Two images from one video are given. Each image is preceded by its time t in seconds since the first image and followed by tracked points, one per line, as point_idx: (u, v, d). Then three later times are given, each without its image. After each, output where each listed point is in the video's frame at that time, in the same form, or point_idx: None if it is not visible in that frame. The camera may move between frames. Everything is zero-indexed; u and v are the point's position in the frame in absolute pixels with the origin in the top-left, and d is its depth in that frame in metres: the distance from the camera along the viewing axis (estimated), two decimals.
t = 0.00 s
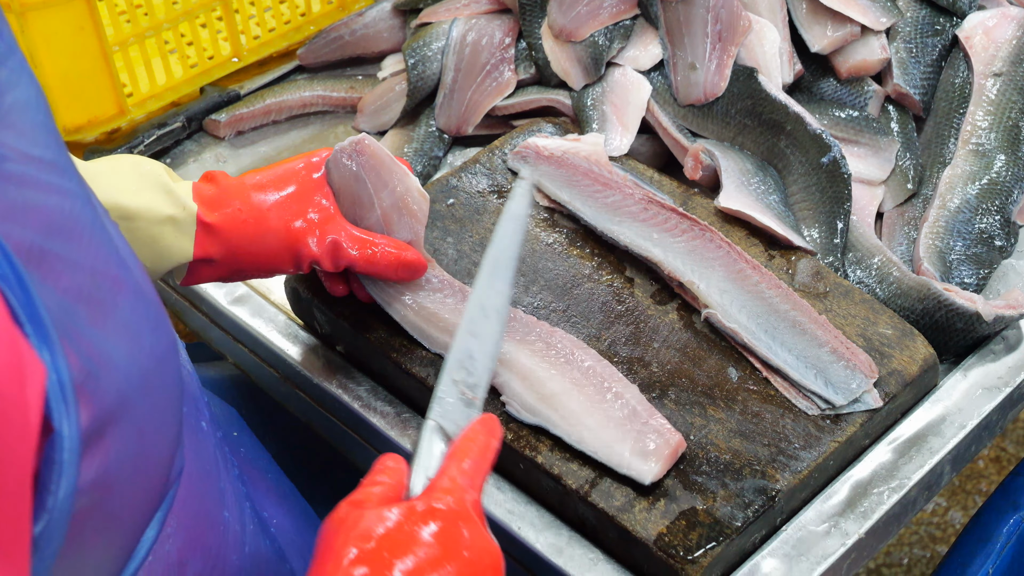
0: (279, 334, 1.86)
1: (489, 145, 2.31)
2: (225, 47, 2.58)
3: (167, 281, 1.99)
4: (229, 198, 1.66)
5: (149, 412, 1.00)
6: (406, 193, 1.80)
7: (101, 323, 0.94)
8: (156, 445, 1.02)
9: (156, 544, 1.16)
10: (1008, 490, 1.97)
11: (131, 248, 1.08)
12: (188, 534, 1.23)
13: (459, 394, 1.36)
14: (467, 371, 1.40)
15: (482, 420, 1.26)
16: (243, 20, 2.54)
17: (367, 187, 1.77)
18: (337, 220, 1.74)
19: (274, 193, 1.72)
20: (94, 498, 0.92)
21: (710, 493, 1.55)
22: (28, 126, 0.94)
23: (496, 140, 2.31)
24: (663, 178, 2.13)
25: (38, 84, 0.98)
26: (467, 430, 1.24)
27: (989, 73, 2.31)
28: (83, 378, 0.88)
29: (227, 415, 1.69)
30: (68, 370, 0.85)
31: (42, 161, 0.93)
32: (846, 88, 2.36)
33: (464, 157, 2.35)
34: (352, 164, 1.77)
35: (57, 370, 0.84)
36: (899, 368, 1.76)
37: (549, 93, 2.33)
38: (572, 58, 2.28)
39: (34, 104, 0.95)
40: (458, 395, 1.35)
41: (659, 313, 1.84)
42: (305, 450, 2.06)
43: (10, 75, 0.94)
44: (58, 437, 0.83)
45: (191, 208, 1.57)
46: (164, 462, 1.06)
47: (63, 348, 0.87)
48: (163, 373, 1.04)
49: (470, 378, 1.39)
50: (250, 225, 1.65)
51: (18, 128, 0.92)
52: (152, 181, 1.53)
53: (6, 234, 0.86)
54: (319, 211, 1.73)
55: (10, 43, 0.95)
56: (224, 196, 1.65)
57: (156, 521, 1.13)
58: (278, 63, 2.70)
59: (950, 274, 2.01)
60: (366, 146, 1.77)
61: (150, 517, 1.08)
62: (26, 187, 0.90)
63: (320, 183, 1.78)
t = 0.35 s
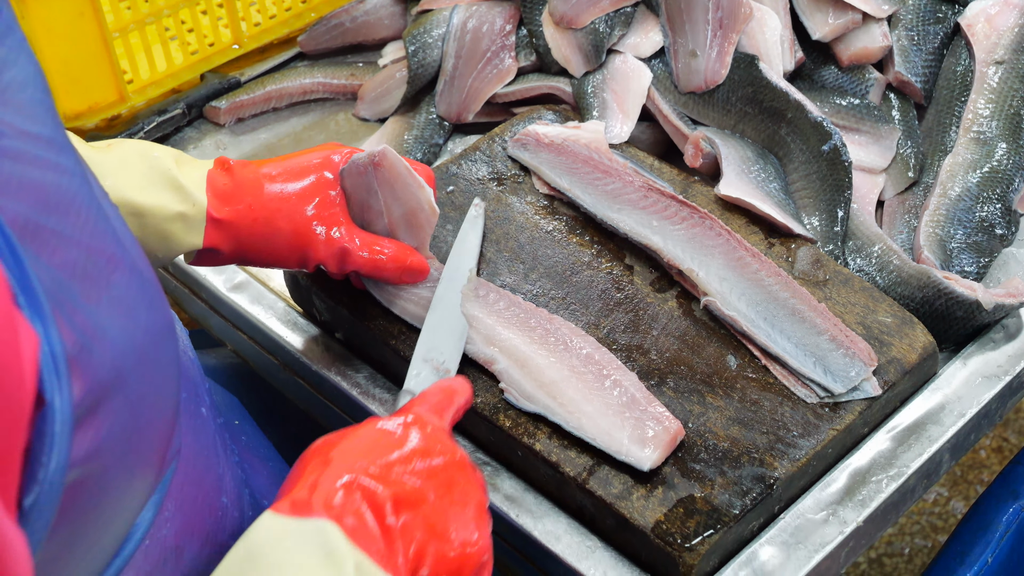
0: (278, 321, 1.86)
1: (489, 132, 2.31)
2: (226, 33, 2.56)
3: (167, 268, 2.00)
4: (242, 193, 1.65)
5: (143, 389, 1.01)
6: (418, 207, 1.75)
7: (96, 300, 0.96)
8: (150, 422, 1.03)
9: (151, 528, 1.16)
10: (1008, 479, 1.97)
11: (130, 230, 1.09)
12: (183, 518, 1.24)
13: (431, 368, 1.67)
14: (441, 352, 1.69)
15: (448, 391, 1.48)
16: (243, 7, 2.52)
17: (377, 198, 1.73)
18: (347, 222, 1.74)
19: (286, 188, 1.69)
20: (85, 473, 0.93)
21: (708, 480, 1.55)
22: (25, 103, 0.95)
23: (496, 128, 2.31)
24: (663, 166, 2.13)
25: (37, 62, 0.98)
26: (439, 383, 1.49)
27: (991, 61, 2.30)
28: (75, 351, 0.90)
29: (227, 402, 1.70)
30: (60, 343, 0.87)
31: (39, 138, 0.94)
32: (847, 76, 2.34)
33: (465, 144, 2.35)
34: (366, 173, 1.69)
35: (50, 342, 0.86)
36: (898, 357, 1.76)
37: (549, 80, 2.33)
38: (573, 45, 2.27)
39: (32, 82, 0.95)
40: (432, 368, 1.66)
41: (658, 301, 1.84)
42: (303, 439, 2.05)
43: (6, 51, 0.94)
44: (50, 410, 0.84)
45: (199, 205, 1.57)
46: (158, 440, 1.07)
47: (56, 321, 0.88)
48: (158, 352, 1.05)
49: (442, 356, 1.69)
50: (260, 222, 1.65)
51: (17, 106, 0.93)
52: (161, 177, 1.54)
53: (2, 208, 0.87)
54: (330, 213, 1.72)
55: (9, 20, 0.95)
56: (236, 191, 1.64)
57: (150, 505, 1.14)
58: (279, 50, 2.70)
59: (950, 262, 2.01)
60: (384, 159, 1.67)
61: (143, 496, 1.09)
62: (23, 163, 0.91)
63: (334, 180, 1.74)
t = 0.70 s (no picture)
0: (277, 316, 1.86)
1: (488, 126, 2.30)
2: (225, 26, 2.55)
3: (166, 262, 1.99)
4: (247, 185, 1.62)
5: (144, 378, 1.00)
6: (418, 203, 1.74)
7: (94, 288, 0.96)
8: (151, 412, 1.03)
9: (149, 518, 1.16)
10: (1009, 475, 1.97)
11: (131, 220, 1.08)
12: (181, 510, 1.25)
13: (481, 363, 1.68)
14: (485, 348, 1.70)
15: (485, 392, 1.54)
16: None
17: (380, 192, 1.73)
18: (350, 214, 1.72)
19: (291, 179, 1.66)
20: (84, 460, 0.93)
21: (706, 476, 1.55)
22: (25, 90, 0.95)
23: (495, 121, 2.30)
24: (663, 160, 2.12)
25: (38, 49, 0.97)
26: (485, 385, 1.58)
27: (992, 55, 2.29)
28: (74, 339, 0.90)
29: (225, 397, 1.70)
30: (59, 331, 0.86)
31: (39, 126, 0.94)
32: (847, 70, 2.33)
33: (464, 138, 2.34)
34: (370, 171, 1.69)
35: (50, 330, 0.86)
36: (898, 352, 1.76)
37: (549, 74, 2.32)
38: (573, 38, 2.27)
39: (32, 68, 0.95)
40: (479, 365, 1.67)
41: (657, 296, 1.84)
42: (301, 434, 2.04)
43: (7, 38, 0.94)
44: (49, 395, 0.84)
45: (204, 196, 1.56)
46: (159, 429, 1.06)
47: (54, 309, 0.88)
48: (159, 341, 1.04)
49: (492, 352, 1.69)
50: (265, 215, 1.63)
51: (17, 93, 0.93)
52: (168, 167, 1.53)
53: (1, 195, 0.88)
54: (334, 205, 1.69)
55: (10, 9, 0.95)
56: (241, 183, 1.62)
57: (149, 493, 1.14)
58: (278, 43, 2.68)
59: (951, 257, 2.01)
60: (389, 158, 1.65)
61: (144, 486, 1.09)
62: (23, 151, 0.91)
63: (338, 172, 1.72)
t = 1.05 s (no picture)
0: (271, 313, 1.82)
1: (488, 119, 2.25)
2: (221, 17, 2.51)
3: (158, 258, 1.95)
4: (235, 187, 1.58)
5: (131, 373, 0.96)
6: (412, 199, 1.71)
7: (78, 282, 0.92)
8: (139, 409, 0.99)
9: (138, 519, 1.12)
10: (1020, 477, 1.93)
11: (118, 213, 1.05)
12: (174, 510, 1.19)
13: (541, 455, 1.49)
14: (549, 435, 1.53)
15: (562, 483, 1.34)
16: None
17: (372, 189, 1.69)
18: (341, 212, 1.68)
19: (280, 179, 1.62)
20: (71, 459, 0.89)
21: (710, 479, 1.51)
22: (10, 81, 0.93)
23: (495, 115, 2.26)
24: (667, 155, 2.07)
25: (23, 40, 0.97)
26: (549, 481, 1.33)
27: (1005, 48, 2.24)
28: (59, 333, 0.86)
29: (216, 397, 1.67)
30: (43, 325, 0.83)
31: (24, 115, 0.92)
32: (856, 63, 2.28)
33: (464, 132, 2.30)
34: (361, 169, 1.65)
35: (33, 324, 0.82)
36: (907, 352, 1.71)
37: (551, 66, 2.28)
38: (575, 30, 2.21)
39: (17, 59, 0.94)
40: (540, 458, 1.48)
41: (661, 294, 1.79)
42: (297, 433, 2.00)
43: None
44: (32, 392, 0.81)
45: (192, 198, 1.54)
46: (148, 427, 1.02)
47: (37, 301, 0.84)
48: (147, 336, 1.00)
49: (552, 441, 1.52)
50: (255, 217, 1.59)
51: (1, 84, 0.92)
52: (155, 169, 1.53)
53: None
54: (324, 204, 1.65)
55: None
56: (230, 184, 1.58)
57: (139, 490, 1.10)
58: (275, 35, 2.64)
59: (962, 254, 1.96)
60: (380, 156, 1.61)
61: (132, 485, 1.05)
62: (6, 139, 0.88)
63: (328, 169, 1.67)
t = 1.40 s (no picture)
0: (264, 310, 1.78)
1: (488, 109, 2.20)
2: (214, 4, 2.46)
3: (149, 253, 1.91)
4: (227, 181, 1.54)
5: (119, 378, 0.92)
6: (408, 192, 1.66)
7: (66, 285, 0.86)
8: (125, 415, 0.94)
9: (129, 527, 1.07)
10: None
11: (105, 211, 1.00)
12: (163, 518, 1.15)
13: (604, 554, 1.35)
14: (614, 528, 1.38)
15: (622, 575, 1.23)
16: None
17: (367, 184, 1.64)
18: (335, 206, 1.64)
19: (273, 172, 1.58)
20: (54, 471, 0.84)
21: (715, 479, 1.47)
22: None
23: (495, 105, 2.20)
24: (671, 147, 2.02)
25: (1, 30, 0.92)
26: None
27: (1019, 37, 2.19)
28: (45, 341, 0.81)
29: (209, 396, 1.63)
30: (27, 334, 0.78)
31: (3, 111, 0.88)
32: (866, 52, 2.24)
33: (463, 123, 2.25)
34: (356, 163, 1.60)
35: (16, 333, 0.78)
36: (918, 350, 1.67)
37: (552, 56, 2.23)
38: (577, 18, 2.16)
39: None
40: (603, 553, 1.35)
41: (665, 290, 1.75)
42: (292, 431, 1.96)
43: None
44: (14, 403, 0.78)
45: (183, 193, 1.48)
46: (135, 432, 0.97)
47: (23, 306, 0.80)
48: (137, 338, 0.96)
49: (616, 538, 1.37)
50: (246, 211, 1.55)
51: None
52: (145, 161, 1.46)
53: None
54: (318, 199, 1.62)
55: None
56: (221, 178, 1.53)
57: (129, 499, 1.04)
58: (270, 23, 2.59)
59: (974, 249, 1.92)
60: (375, 149, 1.57)
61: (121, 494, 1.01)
62: None
63: (322, 162, 1.63)
